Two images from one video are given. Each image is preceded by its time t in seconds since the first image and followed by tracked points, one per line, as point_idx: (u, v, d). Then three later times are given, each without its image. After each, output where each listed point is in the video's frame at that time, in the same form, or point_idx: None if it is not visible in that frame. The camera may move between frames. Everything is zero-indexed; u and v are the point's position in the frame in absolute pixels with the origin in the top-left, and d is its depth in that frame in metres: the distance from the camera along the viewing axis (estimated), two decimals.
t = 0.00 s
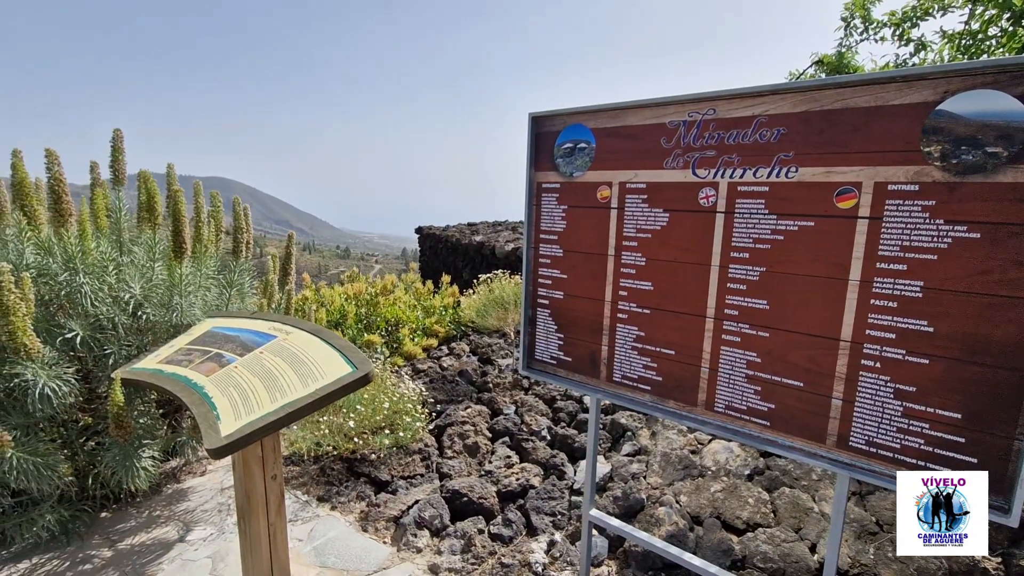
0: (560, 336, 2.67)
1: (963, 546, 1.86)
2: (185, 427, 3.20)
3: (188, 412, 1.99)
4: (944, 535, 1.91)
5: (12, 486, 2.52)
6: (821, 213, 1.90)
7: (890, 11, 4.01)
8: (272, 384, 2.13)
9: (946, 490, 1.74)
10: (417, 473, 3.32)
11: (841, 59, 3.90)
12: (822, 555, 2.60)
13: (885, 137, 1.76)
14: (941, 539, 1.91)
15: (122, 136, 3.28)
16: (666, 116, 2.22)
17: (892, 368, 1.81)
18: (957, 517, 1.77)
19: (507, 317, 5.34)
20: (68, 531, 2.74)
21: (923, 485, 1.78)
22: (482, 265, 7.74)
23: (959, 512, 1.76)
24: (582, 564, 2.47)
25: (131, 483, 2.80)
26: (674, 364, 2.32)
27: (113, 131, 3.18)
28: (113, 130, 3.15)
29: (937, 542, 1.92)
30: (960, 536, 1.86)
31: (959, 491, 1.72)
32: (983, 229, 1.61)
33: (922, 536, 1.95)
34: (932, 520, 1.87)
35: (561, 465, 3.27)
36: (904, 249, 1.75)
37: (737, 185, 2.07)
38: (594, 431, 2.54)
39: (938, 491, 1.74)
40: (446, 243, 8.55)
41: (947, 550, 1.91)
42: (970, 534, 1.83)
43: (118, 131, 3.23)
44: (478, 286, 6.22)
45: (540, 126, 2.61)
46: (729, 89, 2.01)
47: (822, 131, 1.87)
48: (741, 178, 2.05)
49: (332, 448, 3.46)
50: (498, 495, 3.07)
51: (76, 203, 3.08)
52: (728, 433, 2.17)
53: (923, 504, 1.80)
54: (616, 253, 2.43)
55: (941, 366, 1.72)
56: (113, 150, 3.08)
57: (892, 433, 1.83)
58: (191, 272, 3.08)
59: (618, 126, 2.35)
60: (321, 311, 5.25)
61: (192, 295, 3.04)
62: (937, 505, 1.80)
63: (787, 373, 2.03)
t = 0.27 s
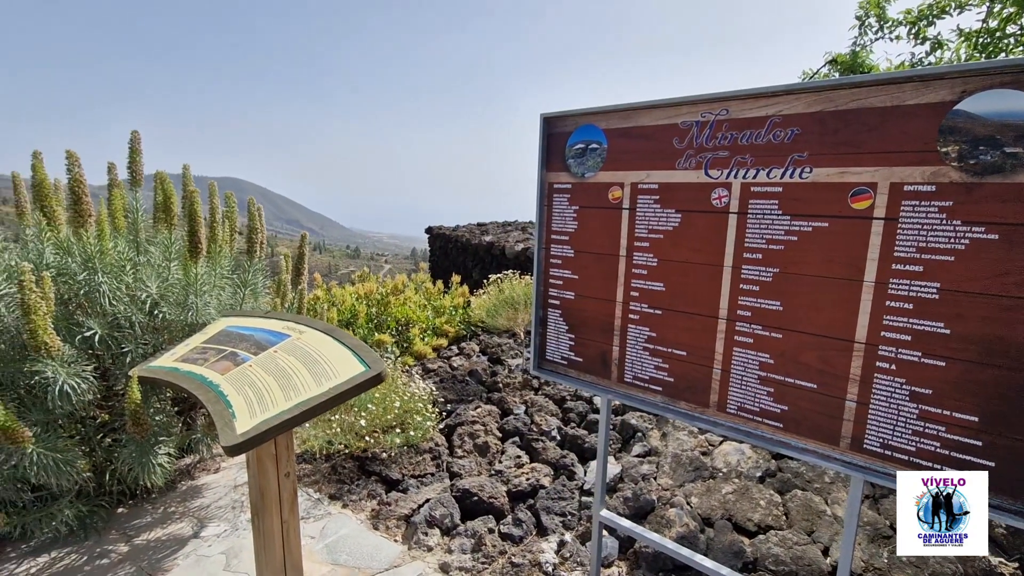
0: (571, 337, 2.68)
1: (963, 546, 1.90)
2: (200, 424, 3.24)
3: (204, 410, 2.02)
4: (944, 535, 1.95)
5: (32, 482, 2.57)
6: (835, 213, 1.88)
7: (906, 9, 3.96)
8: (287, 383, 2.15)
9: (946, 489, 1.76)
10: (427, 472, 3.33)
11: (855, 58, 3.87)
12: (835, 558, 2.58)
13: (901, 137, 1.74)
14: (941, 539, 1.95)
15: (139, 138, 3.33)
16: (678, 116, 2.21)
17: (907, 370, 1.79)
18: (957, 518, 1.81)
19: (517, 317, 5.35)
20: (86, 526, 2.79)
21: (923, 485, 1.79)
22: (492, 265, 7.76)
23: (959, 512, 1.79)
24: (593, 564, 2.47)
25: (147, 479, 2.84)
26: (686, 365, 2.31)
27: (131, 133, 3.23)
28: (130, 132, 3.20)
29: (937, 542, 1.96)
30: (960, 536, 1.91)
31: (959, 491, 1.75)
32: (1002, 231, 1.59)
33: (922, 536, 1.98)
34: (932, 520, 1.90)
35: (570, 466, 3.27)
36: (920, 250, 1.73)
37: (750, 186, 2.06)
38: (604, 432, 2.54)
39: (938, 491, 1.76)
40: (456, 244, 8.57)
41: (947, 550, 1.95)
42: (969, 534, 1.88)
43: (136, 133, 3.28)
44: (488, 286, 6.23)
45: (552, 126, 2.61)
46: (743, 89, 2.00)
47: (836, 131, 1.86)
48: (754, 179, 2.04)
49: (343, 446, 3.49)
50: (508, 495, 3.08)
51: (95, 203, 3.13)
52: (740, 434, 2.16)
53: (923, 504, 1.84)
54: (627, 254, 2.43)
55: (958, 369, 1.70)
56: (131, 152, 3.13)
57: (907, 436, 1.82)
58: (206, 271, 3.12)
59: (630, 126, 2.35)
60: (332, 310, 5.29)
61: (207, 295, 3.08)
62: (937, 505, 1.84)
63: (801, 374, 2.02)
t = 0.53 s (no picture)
0: (581, 336, 2.68)
1: (963, 546, 1.93)
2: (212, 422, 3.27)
3: (219, 407, 2.04)
4: (944, 535, 1.97)
5: (49, 477, 2.61)
6: (849, 213, 1.87)
7: (921, 7, 3.92)
8: (299, 381, 2.17)
9: (946, 489, 1.78)
10: (437, 471, 3.35)
11: (869, 57, 3.83)
12: (847, 561, 2.56)
13: (917, 136, 1.73)
14: (941, 539, 1.98)
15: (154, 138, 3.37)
16: (690, 116, 2.21)
17: (922, 371, 1.77)
18: (957, 518, 1.84)
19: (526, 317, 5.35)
20: (101, 522, 2.84)
21: (923, 485, 1.82)
22: (500, 265, 7.76)
23: (959, 512, 1.82)
24: (603, 565, 2.46)
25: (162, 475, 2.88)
26: (697, 365, 2.30)
27: (146, 134, 3.27)
28: (145, 132, 3.24)
29: (937, 542, 1.99)
30: (960, 536, 1.94)
31: (959, 490, 1.76)
32: (1019, 231, 1.57)
33: (922, 536, 2.01)
34: (932, 520, 1.93)
35: (580, 466, 3.27)
36: (936, 251, 1.71)
37: (762, 186, 2.05)
38: (614, 432, 2.54)
39: (938, 491, 1.79)
40: (465, 243, 8.59)
41: (947, 550, 1.97)
42: (969, 534, 1.91)
43: (151, 134, 3.32)
44: (497, 286, 6.24)
45: (563, 126, 2.61)
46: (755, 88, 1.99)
47: (850, 130, 1.85)
48: (766, 179, 2.03)
49: (353, 445, 3.52)
50: (517, 494, 3.09)
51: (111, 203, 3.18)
52: (752, 436, 2.15)
53: (922, 504, 1.86)
54: (638, 254, 2.42)
55: (974, 371, 1.69)
56: (146, 152, 3.17)
57: (921, 438, 1.80)
58: (219, 271, 3.15)
59: (641, 126, 2.35)
60: (342, 309, 5.32)
61: (220, 294, 3.11)
62: (937, 505, 1.87)
63: (813, 376, 2.01)
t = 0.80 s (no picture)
0: (595, 336, 2.68)
1: (963, 546, 1.95)
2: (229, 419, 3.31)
3: (237, 405, 2.08)
4: (943, 535, 1.99)
5: (71, 472, 2.67)
6: (867, 213, 1.85)
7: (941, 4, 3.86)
8: (316, 379, 2.20)
9: (946, 489, 1.81)
10: (449, 470, 3.36)
11: (887, 55, 3.78)
12: (863, 565, 2.53)
13: (938, 135, 1.70)
14: (941, 539, 2.00)
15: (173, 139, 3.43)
16: (706, 116, 2.20)
17: (942, 374, 1.75)
18: (957, 517, 1.86)
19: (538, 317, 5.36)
20: (121, 516, 2.89)
21: (922, 485, 1.85)
22: (512, 265, 7.77)
23: (959, 512, 1.85)
24: (616, 565, 2.46)
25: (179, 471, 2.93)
26: (711, 366, 2.29)
27: (165, 135, 3.32)
28: (164, 134, 3.29)
29: (937, 542, 2.01)
30: (960, 536, 1.96)
31: (959, 491, 1.77)
32: None
33: (922, 536, 2.03)
34: (932, 520, 1.96)
35: (592, 466, 3.27)
36: (957, 251, 1.69)
37: (779, 186, 2.04)
38: (628, 432, 2.53)
39: (938, 490, 1.81)
40: (477, 244, 8.60)
41: (947, 550, 2.00)
42: (969, 534, 1.93)
43: (170, 135, 3.37)
44: (509, 286, 6.25)
45: (576, 126, 2.61)
46: (772, 88, 1.98)
47: (869, 130, 1.83)
48: (783, 179, 2.02)
49: (367, 443, 3.54)
50: (529, 494, 3.09)
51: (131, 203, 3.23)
52: (767, 437, 2.13)
53: (923, 504, 1.91)
54: (652, 254, 2.42)
55: (996, 373, 1.66)
56: (165, 153, 3.22)
57: (941, 441, 1.78)
58: (236, 270, 3.19)
59: (656, 126, 2.34)
60: (355, 309, 5.36)
61: (237, 293, 3.15)
62: (937, 505, 1.90)
63: (831, 377, 1.99)
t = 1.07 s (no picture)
0: (606, 337, 2.67)
1: (963, 546, 1.92)
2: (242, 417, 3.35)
3: (253, 403, 2.10)
4: (943, 535, 1.94)
5: (90, 468, 2.71)
6: (884, 214, 1.83)
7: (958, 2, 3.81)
8: (330, 378, 2.22)
9: (946, 489, 1.80)
10: (460, 469, 3.38)
11: (903, 55, 3.74)
12: (877, 569, 2.51)
13: (956, 135, 1.69)
14: (941, 539, 1.95)
15: (190, 141, 3.47)
16: (719, 116, 2.19)
17: (960, 376, 1.73)
18: (957, 517, 1.84)
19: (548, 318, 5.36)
20: (137, 512, 2.94)
21: (923, 485, 1.84)
22: (522, 266, 7.78)
23: (960, 511, 1.82)
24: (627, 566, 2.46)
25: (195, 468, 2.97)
26: (725, 367, 2.28)
27: (182, 137, 3.37)
28: (181, 135, 3.33)
29: (937, 542, 1.95)
30: (960, 536, 1.92)
31: (960, 491, 1.77)
32: None
33: (922, 536, 1.96)
34: (932, 520, 1.91)
35: (603, 467, 3.26)
36: (975, 253, 1.67)
37: (794, 186, 2.02)
38: (639, 433, 2.53)
39: (938, 491, 1.80)
40: (487, 244, 8.63)
41: (947, 550, 1.95)
42: (968, 534, 1.90)
43: (186, 137, 3.42)
44: (519, 287, 6.26)
45: (589, 127, 2.61)
46: (787, 88, 1.97)
47: (886, 130, 1.81)
48: (798, 179, 2.01)
49: (378, 442, 3.57)
50: (540, 494, 3.10)
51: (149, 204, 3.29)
52: (782, 439, 2.12)
53: (923, 503, 1.86)
54: (664, 255, 2.41)
55: (1016, 376, 1.64)
56: (182, 155, 3.26)
57: (959, 444, 1.76)
58: (251, 270, 3.23)
59: (669, 126, 2.33)
60: (366, 309, 5.40)
61: (252, 293, 3.19)
62: (937, 505, 1.86)
63: (846, 379, 1.97)
